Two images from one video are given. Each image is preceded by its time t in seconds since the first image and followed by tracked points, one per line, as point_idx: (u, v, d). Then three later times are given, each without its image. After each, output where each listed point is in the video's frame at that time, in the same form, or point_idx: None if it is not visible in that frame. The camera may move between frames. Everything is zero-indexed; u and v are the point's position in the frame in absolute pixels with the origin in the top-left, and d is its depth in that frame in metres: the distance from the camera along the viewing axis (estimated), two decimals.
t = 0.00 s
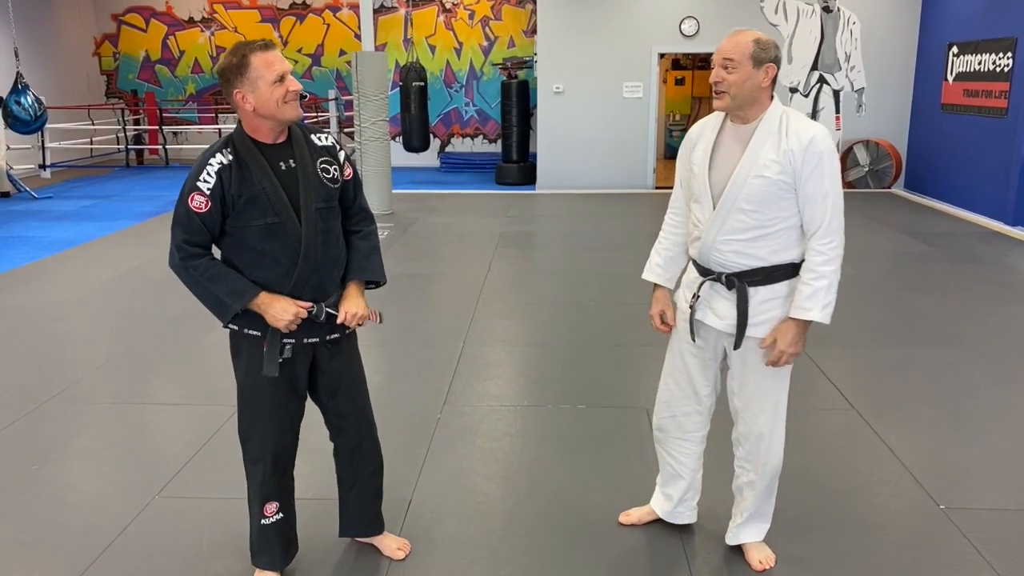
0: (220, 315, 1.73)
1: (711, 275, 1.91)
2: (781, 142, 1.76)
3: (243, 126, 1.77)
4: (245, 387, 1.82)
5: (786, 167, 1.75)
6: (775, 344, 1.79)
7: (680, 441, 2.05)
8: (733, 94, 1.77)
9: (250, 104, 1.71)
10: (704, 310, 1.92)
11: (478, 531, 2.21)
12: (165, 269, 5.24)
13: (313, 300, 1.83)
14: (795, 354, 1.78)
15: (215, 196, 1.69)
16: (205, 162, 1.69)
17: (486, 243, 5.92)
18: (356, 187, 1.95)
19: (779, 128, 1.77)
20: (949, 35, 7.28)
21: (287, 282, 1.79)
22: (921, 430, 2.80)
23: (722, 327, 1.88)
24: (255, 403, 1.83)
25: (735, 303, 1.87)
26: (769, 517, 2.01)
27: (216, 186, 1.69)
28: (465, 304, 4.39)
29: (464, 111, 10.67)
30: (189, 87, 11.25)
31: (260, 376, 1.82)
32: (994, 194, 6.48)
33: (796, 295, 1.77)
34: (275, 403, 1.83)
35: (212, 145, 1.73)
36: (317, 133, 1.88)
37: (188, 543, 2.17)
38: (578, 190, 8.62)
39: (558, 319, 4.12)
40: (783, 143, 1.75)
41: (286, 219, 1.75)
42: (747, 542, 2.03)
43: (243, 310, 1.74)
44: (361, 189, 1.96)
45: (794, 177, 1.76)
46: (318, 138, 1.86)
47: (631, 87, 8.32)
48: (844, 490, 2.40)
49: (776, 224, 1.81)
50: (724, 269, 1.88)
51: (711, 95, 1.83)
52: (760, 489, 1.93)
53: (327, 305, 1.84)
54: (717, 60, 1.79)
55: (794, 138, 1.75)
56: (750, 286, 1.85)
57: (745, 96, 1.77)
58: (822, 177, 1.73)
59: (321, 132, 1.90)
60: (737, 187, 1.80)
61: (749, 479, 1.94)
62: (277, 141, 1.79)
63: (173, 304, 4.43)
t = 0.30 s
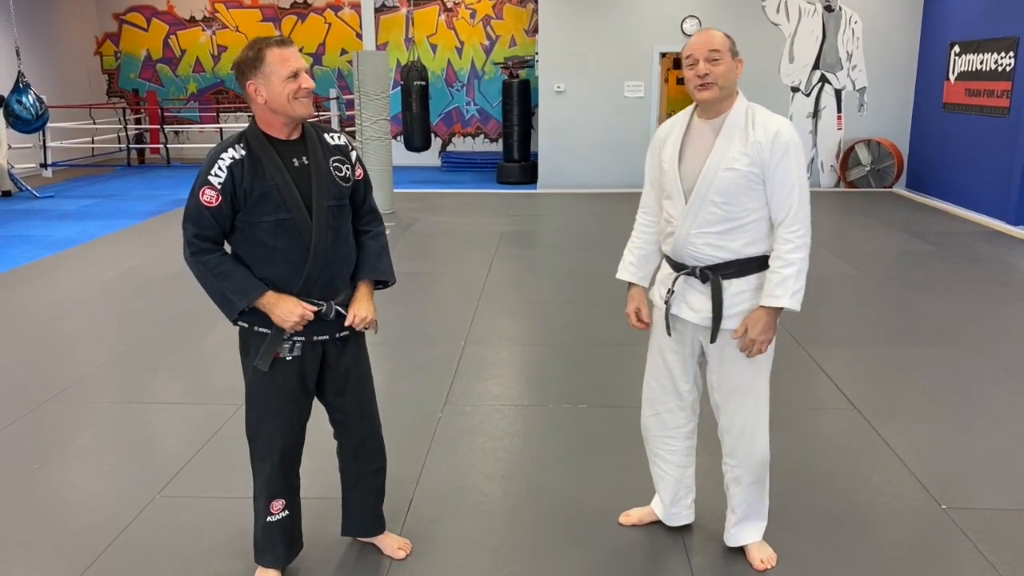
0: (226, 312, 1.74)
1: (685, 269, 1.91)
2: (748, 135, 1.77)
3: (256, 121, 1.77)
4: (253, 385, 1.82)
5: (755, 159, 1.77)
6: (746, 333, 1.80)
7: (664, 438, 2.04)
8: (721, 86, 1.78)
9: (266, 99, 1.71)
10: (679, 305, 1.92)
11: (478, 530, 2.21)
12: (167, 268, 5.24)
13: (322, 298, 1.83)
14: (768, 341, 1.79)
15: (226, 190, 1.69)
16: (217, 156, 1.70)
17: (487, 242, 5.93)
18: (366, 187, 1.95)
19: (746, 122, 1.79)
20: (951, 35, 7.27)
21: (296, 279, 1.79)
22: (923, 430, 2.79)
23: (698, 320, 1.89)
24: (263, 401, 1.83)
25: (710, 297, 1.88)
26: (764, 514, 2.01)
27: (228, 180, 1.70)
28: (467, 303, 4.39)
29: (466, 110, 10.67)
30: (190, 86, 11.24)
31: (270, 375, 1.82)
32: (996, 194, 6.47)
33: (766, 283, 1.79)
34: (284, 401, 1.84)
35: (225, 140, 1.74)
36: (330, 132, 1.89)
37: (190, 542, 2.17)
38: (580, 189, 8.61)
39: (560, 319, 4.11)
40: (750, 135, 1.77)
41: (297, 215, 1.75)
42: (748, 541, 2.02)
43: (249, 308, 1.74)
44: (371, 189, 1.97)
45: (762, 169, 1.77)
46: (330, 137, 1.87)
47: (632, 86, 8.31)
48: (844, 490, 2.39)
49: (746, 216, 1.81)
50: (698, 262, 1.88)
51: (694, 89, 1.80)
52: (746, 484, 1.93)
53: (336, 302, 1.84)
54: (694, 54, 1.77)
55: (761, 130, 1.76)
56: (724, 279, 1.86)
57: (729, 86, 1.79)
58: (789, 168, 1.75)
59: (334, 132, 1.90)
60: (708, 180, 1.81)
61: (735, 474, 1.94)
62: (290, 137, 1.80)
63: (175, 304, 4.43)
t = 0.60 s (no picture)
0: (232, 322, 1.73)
1: (661, 265, 1.90)
2: (715, 129, 1.78)
3: (269, 119, 1.77)
4: (258, 382, 1.83)
5: (723, 153, 1.77)
6: (724, 325, 1.80)
7: (654, 434, 2.04)
8: (691, 82, 1.79)
9: (285, 98, 1.71)
10: (658, 301, 1.91)
11: (479, 530, 2.21)
12: (168, 268, 5.25)
13: (328, 296, 1.83)
14: (744, 331, 1.80)
15: (244, 188, 1.70)
16: (232, 154, 1.70)
17: (488, 241, 5.93)
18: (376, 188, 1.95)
19: (711, 117, 1.80)
20: (953, 34, 7.26)
21: (304, 278, 1.80)
22: (924, 430, 2.78)
23: (678, 314, 1.88)
24: (268, 397, 1.83)
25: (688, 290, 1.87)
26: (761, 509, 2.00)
27: (245, 177, 1.70)
28: (468, 303, 4.39)
29: (466, 109, 10.67)
30: (191, 86, 11.25)
31: (275, 372, 1.82)
32: (998, 193, 6.46)
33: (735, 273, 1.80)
34: (288, 398, 1.84)
35: (239, 137, 1.74)
36: (342, 132, 1.88)
37: (191, 541, 2.17)
38: (581, 189, 8.61)
39: (561, 318, 4.11)
40: (717, 130, 1.77)
41: (307, 214, 1.76)
42: (749, 539, 2.01)
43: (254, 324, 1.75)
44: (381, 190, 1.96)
45: (730, 163, 1.78)
46: (342, 137, 1.87)
47: (633, 86, 8.30)
48: (845, 490, 2.39)
49: (717, 209, 1.82)
50: (673, 258, 1.88)
51: (664, 88, 1.79)
52: (738, 477, 1.94)
53: (341, 300, 1.85)
54: (664, 53, 1.77)
55: (727, 125, 1.77)
56: (701, 272, 1.85)
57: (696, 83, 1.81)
58: (757, 161, 1.76)
59: (346, 132, 1.90)
60: (679, 176, 1.81)
61: (727, 467, 1.94)
62: (303, 137, 1.80)
63: (176, 303, 4.44)
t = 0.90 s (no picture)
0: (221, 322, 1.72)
1: (649, 263, 1.90)
2: (698, 128, 1.78)
3: (277, 118, 1.78)
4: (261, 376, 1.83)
5: (707, 152, 1.77)
6: (718, 319, 1.80)
7: (647, 432, 2.04)
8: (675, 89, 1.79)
9: (293, 97, 1.72)
10: (646, 297, 1.92)
11: (479, 529, 2.21)
12: (169, 267, 5.25)
13: (333, 294, 1.84)
14: (738, 325, 1.79)
15: (251, 186, 1.71)
16: (240, 152, 1.71)
17: (488, 240, 5.93)
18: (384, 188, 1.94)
19: (694, 116, 1.80)
20: (955, 33, 7.25)
21: (308, 276, 1.80)
22: (926, 429, 2.78)
23: (666, 311, 1.88)
24: (271, 393, 1.84)
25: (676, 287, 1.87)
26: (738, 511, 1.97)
27: (252, 175, 1.71)
28: (469, 303, 4.38)
29: (468, 108, 10.67)
30: (193, 85, 11.25)
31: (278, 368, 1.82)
32: (999, 192, 6.46)
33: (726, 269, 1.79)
34: (291, 395, 1.84)
35: (247, 136, 1.75)
36: (350, 132, 1.88)
37: (193, 540, 2.18)
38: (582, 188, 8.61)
39: (562, 318, 4.10)
40: (700, 130, 1.78)
41: (312, 213, 1.76)
42: (720, 539, 1.98)
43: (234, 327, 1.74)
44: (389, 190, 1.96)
45: (715, 161, 1.78)
46: (350, 137, 1.87)
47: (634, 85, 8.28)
48: (847, 489, 2.39)
49: (703, 206, 1.82)
50: (662, 256, 1.88)
51: (649, 97, 1.79)
52: (716, 476, 1.91)
53: (346, 298, 1.85)
54: (647, 62, 1.76)
55: (710, 124, 1.77)
56: (689, 269, 1.85)
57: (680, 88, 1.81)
58: (742, 158, 1.76)
59: (356, 132, 1.90)
60: (664, 176, 1.80)
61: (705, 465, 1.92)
62: (311, 136, 1.80)
63: (177, 302, 4.44)
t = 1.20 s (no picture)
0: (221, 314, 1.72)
1: (644, 267, 1.90)
2: (693, 135, 1.77)
3: (281, 116, 1.78)
4: (266, 375, 1.83)
5: (701, 159, 1.76)
6: (709, 325, 1.80)
7: (646, 431, 2.03)
8: (667, 95, 1.77)
9: (295, 95, 1.72)
10: (642, 299, 1.91)
11: (480, 528, 2.21)
12: (170, 266, 5.26)
13: (336, 293, 1.84)
14: (728, 331, 1.79)
15: (248, 185, 1.71)
16: (239, 151, 1.71)
17: (490, 240, 5.94)
18: (388, 187, 1.94)
19: (689, 121, 1.78)
20: (957, 33, 7.24)
21: (311, 275, 1.80)
22: (927, 429, 2.78)
23: (660, 314, 1.88)
24: (275, 392, 1.84)
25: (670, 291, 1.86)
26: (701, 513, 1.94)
27: (251, 174, 1.71)
28: (471, 302, 4.39)
29: (469, 108, 10.67)
30: (194, 84, 11.25)
31: (282, 367, 1.83)
32: (1001, 192, 6.45)
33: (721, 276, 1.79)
34: (295, 393, 1.84)
35: (249, 135, 1.76)
36: (354, 130, 1.88)
37: (195, 538, 2.18)
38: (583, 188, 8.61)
39: (564, 317, 4.10)
40: (694, 137, 1.76)
41: (313, 211, 1.76)
42: (676, 540, 1.96)
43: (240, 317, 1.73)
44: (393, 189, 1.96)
45: (709, 168, 1.77)
46: (354, 135, 1.86)
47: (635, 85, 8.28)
48: (848, 489, 2.39)
49: (697, 213, 1.81)
50: (656, 261, 1.88)
51: (642, 104, 1.79)
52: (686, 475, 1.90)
53: (350, 297, 1.85)
54: (639, 69, 1.75)
55: (705, 130, 1.75)
56: (683, 273, 1.84)
57: (675, 93, 1.79)
58: (738, 165, 1.74)
59: (359, 130, 1.90)
60: (657, 182, 1.80)
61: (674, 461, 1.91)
62: (313, 135, 1.80)
63: (179, 301, 4.44)
